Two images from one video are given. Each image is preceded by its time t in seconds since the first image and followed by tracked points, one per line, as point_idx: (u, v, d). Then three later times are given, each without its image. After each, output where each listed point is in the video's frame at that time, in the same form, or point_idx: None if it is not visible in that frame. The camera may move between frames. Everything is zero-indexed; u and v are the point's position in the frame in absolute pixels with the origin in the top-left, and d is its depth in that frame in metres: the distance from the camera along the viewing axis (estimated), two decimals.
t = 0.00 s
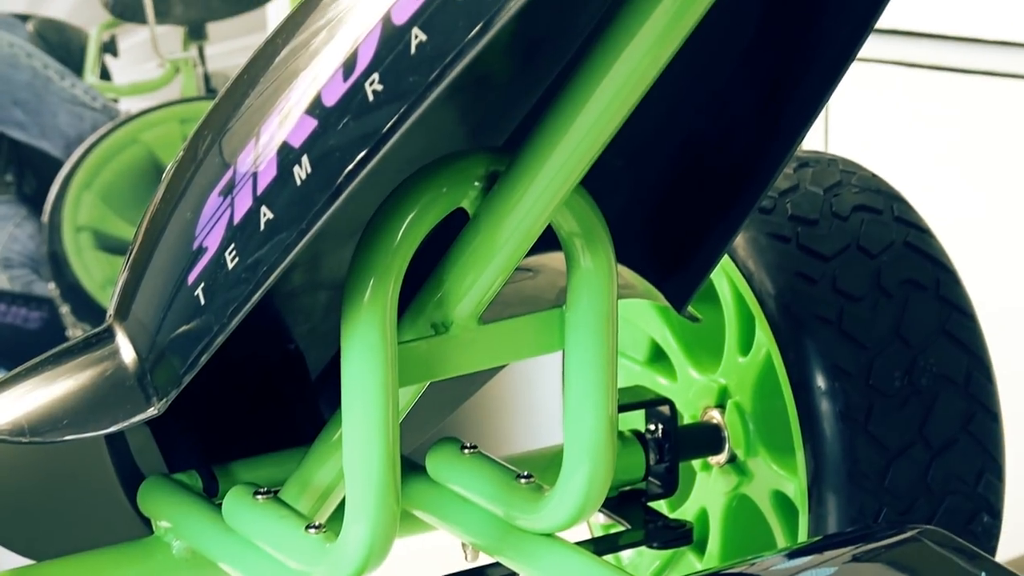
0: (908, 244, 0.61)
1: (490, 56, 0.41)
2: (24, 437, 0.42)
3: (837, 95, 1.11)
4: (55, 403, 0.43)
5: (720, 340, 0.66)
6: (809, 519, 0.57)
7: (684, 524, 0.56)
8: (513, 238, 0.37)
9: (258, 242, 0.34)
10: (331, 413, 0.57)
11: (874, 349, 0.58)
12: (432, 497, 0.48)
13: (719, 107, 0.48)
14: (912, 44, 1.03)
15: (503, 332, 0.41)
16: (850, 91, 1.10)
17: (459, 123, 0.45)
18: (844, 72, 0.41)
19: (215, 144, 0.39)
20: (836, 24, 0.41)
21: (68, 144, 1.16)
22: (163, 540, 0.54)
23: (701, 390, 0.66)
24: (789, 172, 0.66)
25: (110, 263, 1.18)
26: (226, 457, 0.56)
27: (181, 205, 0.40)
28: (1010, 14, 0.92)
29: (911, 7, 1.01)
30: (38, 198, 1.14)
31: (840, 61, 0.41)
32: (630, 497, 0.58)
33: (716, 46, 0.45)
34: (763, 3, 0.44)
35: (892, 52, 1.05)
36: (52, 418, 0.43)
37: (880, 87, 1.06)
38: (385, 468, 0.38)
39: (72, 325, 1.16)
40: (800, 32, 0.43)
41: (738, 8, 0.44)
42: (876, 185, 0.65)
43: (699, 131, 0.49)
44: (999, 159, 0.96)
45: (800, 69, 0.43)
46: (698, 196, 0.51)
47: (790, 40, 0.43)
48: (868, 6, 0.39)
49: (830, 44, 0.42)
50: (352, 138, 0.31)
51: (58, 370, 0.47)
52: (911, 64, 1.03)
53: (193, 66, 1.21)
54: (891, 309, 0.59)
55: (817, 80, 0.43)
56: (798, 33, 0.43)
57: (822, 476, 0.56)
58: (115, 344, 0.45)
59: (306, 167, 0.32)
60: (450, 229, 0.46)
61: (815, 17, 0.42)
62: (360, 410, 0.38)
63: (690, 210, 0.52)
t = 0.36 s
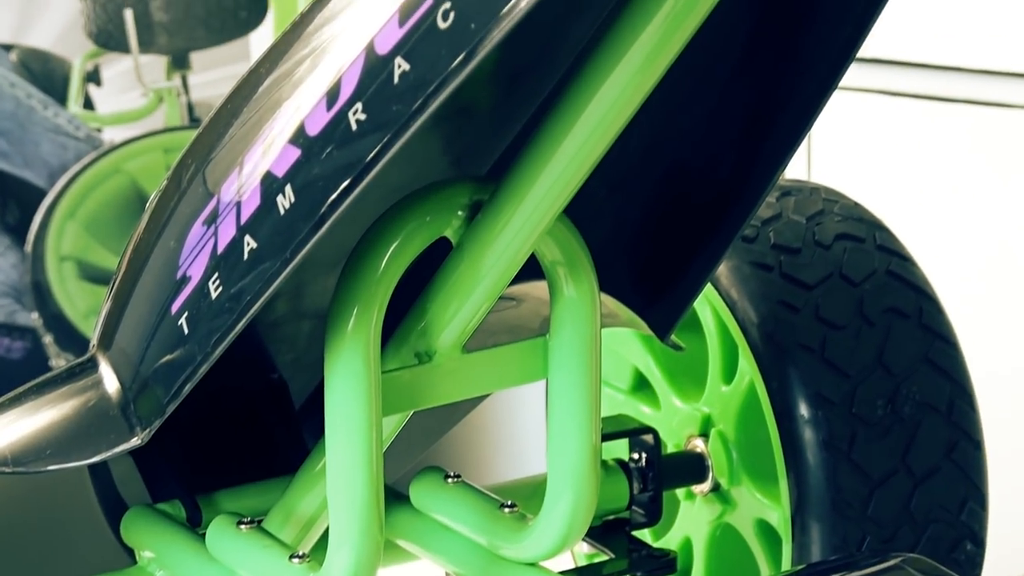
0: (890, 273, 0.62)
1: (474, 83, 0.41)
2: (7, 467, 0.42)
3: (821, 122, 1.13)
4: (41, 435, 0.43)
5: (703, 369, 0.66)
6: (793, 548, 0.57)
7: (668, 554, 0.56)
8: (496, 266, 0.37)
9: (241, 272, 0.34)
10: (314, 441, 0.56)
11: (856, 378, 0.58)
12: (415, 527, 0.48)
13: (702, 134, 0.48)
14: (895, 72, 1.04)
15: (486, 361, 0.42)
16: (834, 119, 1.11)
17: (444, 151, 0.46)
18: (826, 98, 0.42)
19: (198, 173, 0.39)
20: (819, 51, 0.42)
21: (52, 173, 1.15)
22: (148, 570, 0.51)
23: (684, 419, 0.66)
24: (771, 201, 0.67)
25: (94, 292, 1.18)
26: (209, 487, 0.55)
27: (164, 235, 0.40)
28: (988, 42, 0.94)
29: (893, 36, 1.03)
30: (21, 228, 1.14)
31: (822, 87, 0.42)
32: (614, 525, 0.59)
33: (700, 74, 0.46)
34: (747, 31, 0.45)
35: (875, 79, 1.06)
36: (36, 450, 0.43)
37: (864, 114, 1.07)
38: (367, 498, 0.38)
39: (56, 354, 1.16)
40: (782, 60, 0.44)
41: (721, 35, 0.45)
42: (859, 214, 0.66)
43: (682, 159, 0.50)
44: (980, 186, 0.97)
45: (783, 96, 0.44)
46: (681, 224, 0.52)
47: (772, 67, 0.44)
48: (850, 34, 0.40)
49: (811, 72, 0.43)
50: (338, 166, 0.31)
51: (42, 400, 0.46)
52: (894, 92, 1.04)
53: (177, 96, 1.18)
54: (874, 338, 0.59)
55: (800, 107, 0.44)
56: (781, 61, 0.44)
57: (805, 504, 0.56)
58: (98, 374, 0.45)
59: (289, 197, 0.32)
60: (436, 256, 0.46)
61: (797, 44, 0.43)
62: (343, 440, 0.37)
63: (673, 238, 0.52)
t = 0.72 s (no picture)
0: (871, 297, 0.62)
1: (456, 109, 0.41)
2: None
3: (801, 147, 1.14)
4: (20, 462, 0.43)
5: (684, 395, 0.67)
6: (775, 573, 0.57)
7: None
8: (478, 292, 0.37)
9: (222, 298, 0.34)
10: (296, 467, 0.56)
11: (837, 403, 0.58)
12: (397, 553, 0.48)
13: (685, 158, 0.49)
14: (873, 98, 1.05)
15: (468, 387, 0.42)
16: (813, 144, 1.12)
17: (423, 175, 0.46)
18: (808, 122, 0.43)
19: (180, 200, 0.39)
20: (800, 75, 0.43)
21: (34, 201, 1.15)
22: None
23: (666, 444, 0.66)
24: (752, 227, 0.67)
25: (75, 318, 1.16)
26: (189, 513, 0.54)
27: (146, 261, 0.40)
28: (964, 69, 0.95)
29: (870, 62, 1.03)
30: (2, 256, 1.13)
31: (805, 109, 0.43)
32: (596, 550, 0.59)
33: (684, 97, 0.47)
34: (729, 56, 0.45)
35: (853, 106, 1.07)
36: (15, 475, 0.42)
37: (842, 140, 1.09)
38: (349, 525, 0.38)
39: (36, 382, 1.15)
40: (763, 84, 0.44)
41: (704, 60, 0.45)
42: (839, 239, 0.66)
43: (665, 184, 0.51)
44: (964, 210, 0.99)
45: (764, 120, 0.45)
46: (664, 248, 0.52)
47: (754, 91, 0.45)
48: (831, 58, 0.41)
49: (793, 95, 0.43)
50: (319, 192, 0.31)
51: (24, 429, 0.47)
52: (873, 118, 1.06)
53: (157, 123, 1.18)
54: (854, 362, 0.59)
55: (780, 131, 0.44)
56: (762, 86, 0.45)
57: (787, 529, 0.57)
58: (79, 401, 0.45)
59: (271, 223, 0.32)
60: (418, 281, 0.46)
61: (779, 67, 0.44)
62: (324, 466, 0.37)
63: (656, 262, 0.53)
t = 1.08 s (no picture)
0: (854, 319, 0.63)
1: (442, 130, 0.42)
2: None
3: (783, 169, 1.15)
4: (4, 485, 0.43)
5: (668, 417, 0.67)
6: None
7: None
8: (462, 314, 0.37)
9: (206, 322, 0.34)
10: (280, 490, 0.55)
11: (821, 424, 0.58)
12: None
13: (669, 177, 0.50)
14: (855, 120, 1.06)
15: (452, 409, 0.42)
16: (796, 166, 1.13)
17: (408, 195, 0.46)
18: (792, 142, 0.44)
19: (164, 223, 0.39)
20: (785, 93, 0.43)
21: (17, 224, 1.13)
22: None
23: (650, 466, 0.66)
24: (736, 248, 0.68)
25: (57, 340, 1.15)
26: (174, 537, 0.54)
27: (129, 283, 0.40)
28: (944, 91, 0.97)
29: (852, 85, 1.04)
30: None
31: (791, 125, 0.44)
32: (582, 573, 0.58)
33: (670, 114, 0.48)
34: (713, 76, 0.46)
35: (836, 128, 1.08)
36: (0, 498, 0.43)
37: (827, 161, 1.09)
38: (334, 549, 0.38)
39: (19, 406, 1.13)
40: (748, 103, 0.45)
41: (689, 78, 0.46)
42: (822, 261, 0.67)
43: (649, 204, 0.51)
44: (948, 229, 1.00)
45: (748, 142, 0.46)
46: (648, 270, 0.53)
47: (738, 111, 0.46)
48: (816, 75, 0.42)
49: (778, 113, 0.44)
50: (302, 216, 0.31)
51: (9, 450, 0.47)
52: (857, 140, 1.07)
53: (142, 145, 1.17)
54: (838, 384, 0.60)
55: (765, 151, 0.45)
56: (746, 106, 0.45)
57: (772, 550, 0.57)
58: (63, 423, 0.44)
59: (254, 246, 0.33)
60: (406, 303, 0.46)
61: (763, 87, 0.44)
62: (308, 491, 0.37)
63: (640, 284, 0.53)
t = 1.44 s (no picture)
0: (839, 350, 0.63)
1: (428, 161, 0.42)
2: None
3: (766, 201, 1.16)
4: None
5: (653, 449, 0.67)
6: None
7: None
8: (447, 347, 0.37)
9: (191, 354, 0.34)
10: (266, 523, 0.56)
11: (806, 455, 0.59)
12: None
13: (654, 208, 0.50)
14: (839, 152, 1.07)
15: (437, 441, 0.42)
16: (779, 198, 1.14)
17: (394, 228, 0.46)
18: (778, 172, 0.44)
19: (149, 256, 0.39)
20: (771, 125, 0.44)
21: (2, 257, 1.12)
22: None
23: (636, 497, 0.66)
24: (720, 280, 0.68)
25: (43, 373, 1.14)
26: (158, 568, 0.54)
27: (116, 315, 0.40)
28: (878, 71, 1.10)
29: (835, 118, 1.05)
30: None
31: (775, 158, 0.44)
32: None
33: (656, 147, 0.49)
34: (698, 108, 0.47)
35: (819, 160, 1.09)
36: None
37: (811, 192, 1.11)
38: None
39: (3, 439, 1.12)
40: (733, 133, 0.46)
41: (674, 109, 0.47)
42: (806, 293, 0.67)
43: (634, 235, 0.52)
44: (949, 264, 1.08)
45: (733, 173, 0.46)
46: (632, 301, 0.53)
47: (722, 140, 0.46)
48: (799, 108, 0.43)
49: (763, 145, 0.45)
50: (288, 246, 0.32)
51: None
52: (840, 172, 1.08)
53: (128, 177, 1.14)
54: (824, 415, 0.60)
55: (751, 179, 0.46)
56: (731, 136, 0.46)
57: None
58: (49, 455, 0.44)
59: (240, 278, 0.33)
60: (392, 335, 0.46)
61: (748, 117, 0.45)
62: (292, 525, 0.37)
63: (626, 315, 0.53)
